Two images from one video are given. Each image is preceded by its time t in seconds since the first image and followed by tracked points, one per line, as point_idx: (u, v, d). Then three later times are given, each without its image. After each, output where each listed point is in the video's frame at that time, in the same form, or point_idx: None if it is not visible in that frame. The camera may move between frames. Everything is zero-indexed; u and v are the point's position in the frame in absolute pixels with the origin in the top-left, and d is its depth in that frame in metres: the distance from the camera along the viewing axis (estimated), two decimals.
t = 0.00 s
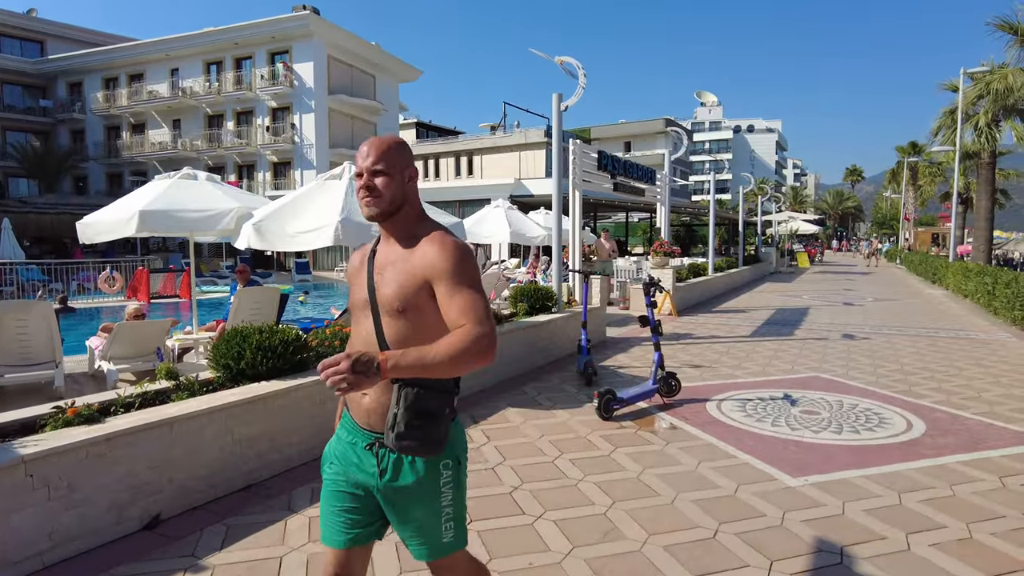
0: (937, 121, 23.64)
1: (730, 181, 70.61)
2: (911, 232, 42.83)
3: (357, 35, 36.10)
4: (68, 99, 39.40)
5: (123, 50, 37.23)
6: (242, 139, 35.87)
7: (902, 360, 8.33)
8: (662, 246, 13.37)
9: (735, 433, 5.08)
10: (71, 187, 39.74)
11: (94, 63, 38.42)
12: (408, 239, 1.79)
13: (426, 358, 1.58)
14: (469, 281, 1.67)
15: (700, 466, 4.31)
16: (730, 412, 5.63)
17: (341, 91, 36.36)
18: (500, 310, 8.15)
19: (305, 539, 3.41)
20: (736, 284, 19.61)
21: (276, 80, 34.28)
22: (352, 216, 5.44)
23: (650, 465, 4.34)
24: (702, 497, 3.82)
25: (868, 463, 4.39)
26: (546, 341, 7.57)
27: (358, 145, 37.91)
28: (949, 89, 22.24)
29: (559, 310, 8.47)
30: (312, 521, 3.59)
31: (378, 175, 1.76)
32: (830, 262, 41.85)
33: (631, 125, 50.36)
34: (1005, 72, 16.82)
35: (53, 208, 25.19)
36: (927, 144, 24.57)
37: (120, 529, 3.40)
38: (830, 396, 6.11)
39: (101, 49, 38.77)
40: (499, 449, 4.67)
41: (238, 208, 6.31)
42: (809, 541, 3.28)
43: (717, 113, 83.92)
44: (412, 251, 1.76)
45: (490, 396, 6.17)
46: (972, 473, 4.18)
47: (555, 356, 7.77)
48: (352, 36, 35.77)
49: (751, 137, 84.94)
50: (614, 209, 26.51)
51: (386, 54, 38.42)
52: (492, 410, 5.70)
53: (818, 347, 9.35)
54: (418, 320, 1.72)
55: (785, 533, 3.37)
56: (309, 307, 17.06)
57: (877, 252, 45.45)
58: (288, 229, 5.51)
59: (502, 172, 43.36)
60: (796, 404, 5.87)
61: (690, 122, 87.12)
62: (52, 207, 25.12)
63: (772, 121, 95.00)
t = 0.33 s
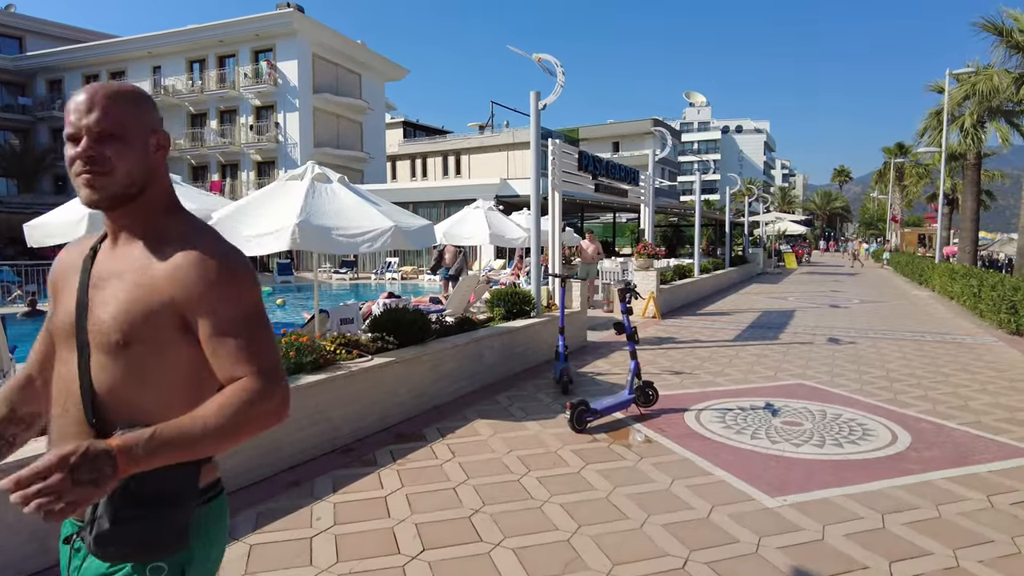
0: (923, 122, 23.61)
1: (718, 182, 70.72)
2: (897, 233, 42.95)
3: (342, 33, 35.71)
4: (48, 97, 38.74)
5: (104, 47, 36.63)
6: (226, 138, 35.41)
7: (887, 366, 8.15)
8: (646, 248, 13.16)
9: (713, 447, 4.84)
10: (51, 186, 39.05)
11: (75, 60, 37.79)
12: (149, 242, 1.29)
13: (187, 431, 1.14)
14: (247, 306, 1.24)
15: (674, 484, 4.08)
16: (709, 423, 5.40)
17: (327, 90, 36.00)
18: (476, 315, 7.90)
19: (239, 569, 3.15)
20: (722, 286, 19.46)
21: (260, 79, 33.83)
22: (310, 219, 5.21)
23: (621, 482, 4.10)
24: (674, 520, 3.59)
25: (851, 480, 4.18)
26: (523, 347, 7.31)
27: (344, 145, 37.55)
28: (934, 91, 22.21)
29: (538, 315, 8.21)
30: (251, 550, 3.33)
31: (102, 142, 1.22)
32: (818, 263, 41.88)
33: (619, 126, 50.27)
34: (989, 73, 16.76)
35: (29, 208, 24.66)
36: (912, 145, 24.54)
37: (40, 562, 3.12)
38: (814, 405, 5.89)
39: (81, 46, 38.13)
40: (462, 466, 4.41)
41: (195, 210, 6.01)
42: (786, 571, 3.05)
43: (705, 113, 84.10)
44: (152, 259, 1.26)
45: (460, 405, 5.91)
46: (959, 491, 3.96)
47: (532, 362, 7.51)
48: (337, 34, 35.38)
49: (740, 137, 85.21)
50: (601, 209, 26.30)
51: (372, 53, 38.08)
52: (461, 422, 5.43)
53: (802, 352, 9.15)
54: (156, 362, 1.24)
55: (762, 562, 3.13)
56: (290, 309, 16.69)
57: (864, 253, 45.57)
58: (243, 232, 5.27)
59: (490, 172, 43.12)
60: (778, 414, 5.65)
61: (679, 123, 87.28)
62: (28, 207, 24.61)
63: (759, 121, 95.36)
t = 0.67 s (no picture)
0: (919, 121, 23.41)
1: (713, 181, 70.58)
2: (892, 233, 42.81)
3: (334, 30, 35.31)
4: (36, 94, 38.26)
5: (93, 43, 36.20)
6: (216, 136, 35.01)
7: (885, 370, 7.89)
8: (638, 247, 12.89)
9: (702, 456, 4.57)
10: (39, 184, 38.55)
11: (63, 56, 37.33)
12: None
13: None
14: None
15: (659, 499, 3.81)
16: (698, 430, 5.14)
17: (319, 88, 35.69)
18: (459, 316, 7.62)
19: None
20: (716, 287, 19.24)
21: (251, 76, 33.44)
22: (277, 215, 4.92)
23: (603, 497, 3.84)
24: (658, 540, 3.32)
25: (848, 495, 3.91)
26: (508, 350, 7.04)
27: (336, 143, 37.23)
28: (930, 89, 22.02)
29: (524, 316, 7.94)
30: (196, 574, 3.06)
31: None
32: (813, 263, 41.72)
33: (613, 125, 50.05)
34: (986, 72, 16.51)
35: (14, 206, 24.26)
36: (908, 144, 24.33)
37: None
38: (809, 412, 5.63)
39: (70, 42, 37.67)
40: (434, 479, 4.14)
41: (159, 207, 5.69)
42: None
43: (700, 113, 84.00)
44: None
45: (438, 412, 5.62)
46: (962, 507, 3.71)
47: (517, 365, 7.23)
48: (329, 31, 34.98)
49: (735, 137, 85.17)
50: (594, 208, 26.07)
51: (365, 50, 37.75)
52: (438, 430, 5.15)
53: (796, 354, 8.89)
54: None
55: None
56: (277, 309, 16.37)
57: (859, 253, 45.41)
58: (207, 229, 4.96)
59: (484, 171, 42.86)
60: (771, 420, 5.39)
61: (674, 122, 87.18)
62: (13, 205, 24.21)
63: (754, 121, 95.35)
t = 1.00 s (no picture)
0: (915, 121, 23.19)
1: (710, 181, 70.43)
2: (888, 233, 42.65)
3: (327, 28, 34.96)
4: (26, 92, 37.89)
5: (83, 41, 35.82)
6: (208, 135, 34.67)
7: (882, 376, 7.64)
8: (631, 249, 12.52)
9: (691, 473, 4.30)
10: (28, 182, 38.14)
11: (53, 54, 36.95)
12: None
13: None
14: None
15: (644, 522, 3.54)
16: (687, 443, 4.87)
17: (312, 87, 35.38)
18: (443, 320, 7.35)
19: None
20: (711, 288, 19.00)
21: (243, 75, 33.10)
22: (241, 215, 4.65)
23: (584, 519, 3.57)
24: (640, 571, 3.04)
25: (846, 516, 3.64)
26: (492, 356, 6.76)
27: (328, 142, 36.93)
28: (927, 89, 21.80)
29: (511, 320, 7.66)
30: None
31: None
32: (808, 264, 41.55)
33: (608, 125, 49.83)
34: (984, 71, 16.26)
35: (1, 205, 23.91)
36: (905, 144, 24.10)
37: None
38: (804, 422, 5.37)
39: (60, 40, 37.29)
40: (403, 499, 3.86)
41: (121, 206, 5.37)
42: None
43: (696, 113, 83.86)
44: None
45: (415, 423, 5.35)
46: (969, 532, 3.44)
47: (502, 371, 6.95)
48: (321, 29, 34.63)
49: (731, 137, 85.02)
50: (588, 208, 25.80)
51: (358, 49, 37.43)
52: (413, 443, 4.88)
53: (791, 359, 8.62)
54: None
55: None
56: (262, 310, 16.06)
57: (854, 253, 45.26)
58: (166, 231, 4.66)
59: (478, 170, 42.57)
60: (764, 432, 5.13)
61: (670, 122, 87.02)
62: None
63: (751, 121, 95.20)
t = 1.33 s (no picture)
0: (911, 119, 22.97)
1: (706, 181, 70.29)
2: (884, 233, 42.51)
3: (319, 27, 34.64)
4: (16, 92, 37.51)
5: (73, 40, 35.44)
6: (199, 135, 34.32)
7: (878, 379, 7.38)
8: (622, 248, 12.21)
9: (673, 486, 4.04)
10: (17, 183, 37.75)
11: (43, 53, 36.59)
12: None
13: None
14: None
15: (621, 542, 3.29)
16: (673, 453, 4.61)
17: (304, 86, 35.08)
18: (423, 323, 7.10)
19: None
20: (705, 288, 18.77)
21: (234, 74, 32.74)
22: (199, 214, 4.38)
23: (557, 540, 3.31)
24: None
25: (840, 535, 3.39)
26: (473, 361, 6.50)
27: (321, 142, 36.65)
28: (923, 87, 21.58)
29: (494, 322, 7.40)
30: None
31: None
32: (803, 264, 41.41)
33: (603, 125, 49.58)
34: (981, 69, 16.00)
35: None
36: (902, 143, 23.88)
37: None
38: (796, 430, 5.11)
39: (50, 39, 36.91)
40: (363, 518, 3.61)
41: (76, 204, 5.09)
42: None
43: (692, 113, 83.74)
44: None
45: (387, 432, 5.08)
46: (972, 552, 3.19)
47: (484, 375, 6.69)
48: (313, 28, 34.32)
49: (727, 137, 84.90)
50: (582, 208, 25.51)
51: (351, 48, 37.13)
52: (383, 454, 4.62)
53: (784, 362, 8.37)
54: None
55: None
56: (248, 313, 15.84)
57: (850, 253, 45.11)
58: (119, 231, 4.38)
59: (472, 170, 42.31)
60: (754, 441, 4.88)
61: (666, 122, 86.86)
62: None
63: (747, 121, 95.10)
